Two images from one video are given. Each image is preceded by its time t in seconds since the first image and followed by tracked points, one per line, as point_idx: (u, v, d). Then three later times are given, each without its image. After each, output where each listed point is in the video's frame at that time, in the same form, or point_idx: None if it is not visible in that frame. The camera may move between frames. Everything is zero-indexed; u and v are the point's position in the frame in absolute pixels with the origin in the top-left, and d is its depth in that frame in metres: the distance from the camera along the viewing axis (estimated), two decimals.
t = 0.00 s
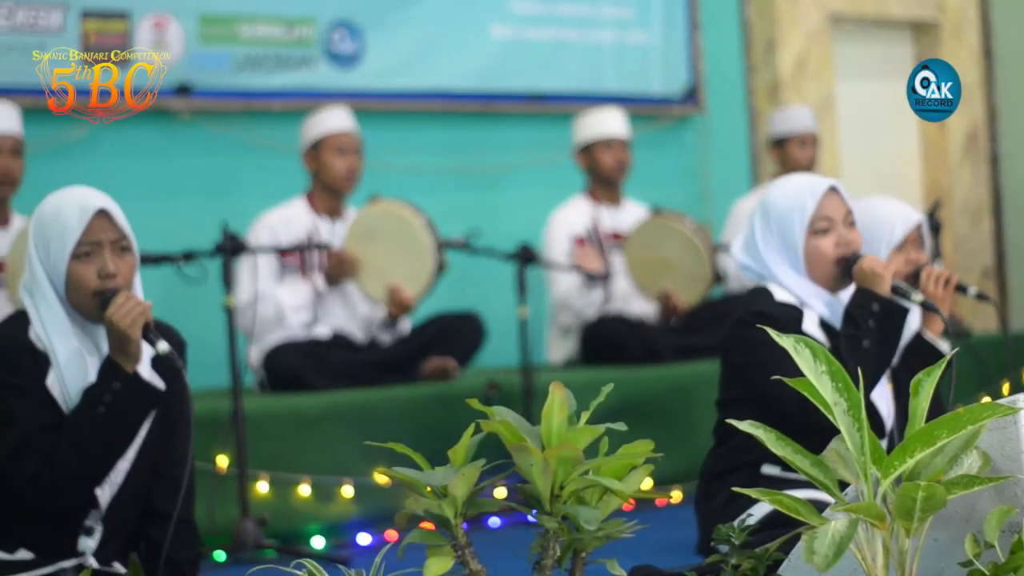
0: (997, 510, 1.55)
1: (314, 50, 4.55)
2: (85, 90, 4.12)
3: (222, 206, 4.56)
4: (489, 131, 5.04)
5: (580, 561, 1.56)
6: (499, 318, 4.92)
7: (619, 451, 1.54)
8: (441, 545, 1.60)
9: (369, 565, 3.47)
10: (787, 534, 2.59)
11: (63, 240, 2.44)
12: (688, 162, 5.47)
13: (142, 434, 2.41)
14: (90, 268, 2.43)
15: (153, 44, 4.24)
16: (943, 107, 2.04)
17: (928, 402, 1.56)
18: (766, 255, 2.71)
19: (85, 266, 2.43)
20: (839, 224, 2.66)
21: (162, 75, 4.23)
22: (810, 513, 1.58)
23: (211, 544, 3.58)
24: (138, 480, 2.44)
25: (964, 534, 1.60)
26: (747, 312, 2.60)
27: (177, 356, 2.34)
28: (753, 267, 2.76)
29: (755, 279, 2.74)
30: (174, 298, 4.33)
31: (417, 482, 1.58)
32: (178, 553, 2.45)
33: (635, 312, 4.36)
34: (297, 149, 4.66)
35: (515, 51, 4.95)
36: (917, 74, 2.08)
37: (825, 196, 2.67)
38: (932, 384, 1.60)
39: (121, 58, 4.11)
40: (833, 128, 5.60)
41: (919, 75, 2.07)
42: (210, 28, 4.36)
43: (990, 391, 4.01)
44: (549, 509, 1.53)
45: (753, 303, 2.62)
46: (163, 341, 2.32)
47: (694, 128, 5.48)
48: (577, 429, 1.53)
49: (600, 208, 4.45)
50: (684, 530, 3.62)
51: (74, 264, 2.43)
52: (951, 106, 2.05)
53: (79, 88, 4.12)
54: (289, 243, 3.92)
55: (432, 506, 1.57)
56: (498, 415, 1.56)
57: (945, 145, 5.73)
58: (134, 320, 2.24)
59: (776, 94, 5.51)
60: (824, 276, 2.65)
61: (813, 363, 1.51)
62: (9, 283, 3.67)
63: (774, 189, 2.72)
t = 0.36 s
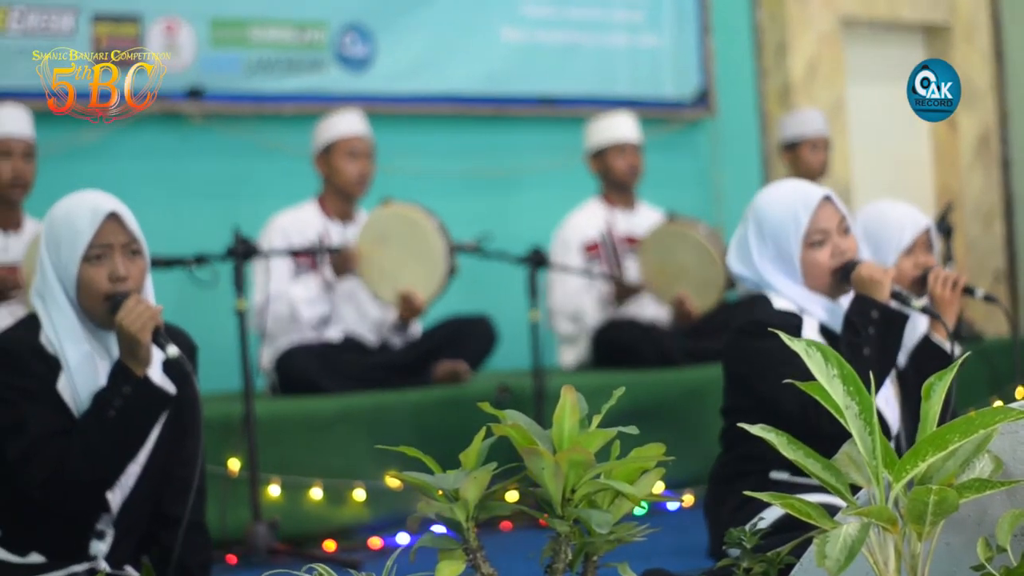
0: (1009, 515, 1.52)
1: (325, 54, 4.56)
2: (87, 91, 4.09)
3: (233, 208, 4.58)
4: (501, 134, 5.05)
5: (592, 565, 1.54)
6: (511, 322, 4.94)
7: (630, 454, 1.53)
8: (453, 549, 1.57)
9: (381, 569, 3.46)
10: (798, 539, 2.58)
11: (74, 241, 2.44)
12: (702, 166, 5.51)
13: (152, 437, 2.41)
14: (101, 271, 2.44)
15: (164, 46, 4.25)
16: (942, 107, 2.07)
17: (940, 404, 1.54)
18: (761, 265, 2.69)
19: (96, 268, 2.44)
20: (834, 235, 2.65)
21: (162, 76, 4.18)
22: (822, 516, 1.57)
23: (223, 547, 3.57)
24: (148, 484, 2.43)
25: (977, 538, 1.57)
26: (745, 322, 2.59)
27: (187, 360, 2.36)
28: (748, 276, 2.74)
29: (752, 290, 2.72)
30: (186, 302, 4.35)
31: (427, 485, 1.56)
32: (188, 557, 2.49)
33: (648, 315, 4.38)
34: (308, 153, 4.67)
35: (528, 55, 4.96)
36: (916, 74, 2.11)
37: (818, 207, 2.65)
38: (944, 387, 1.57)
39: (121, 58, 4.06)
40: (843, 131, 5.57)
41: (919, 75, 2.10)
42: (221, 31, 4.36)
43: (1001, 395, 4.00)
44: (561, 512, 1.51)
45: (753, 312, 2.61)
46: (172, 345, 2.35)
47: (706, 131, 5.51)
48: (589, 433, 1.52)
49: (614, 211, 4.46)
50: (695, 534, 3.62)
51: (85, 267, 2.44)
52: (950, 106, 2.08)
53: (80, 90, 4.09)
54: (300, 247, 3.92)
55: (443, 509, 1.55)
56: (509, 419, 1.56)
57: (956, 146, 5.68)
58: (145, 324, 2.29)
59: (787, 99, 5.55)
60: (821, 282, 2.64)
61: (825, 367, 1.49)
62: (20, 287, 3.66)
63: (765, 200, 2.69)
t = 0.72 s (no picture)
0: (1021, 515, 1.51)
1: (337, 53, 4.57)
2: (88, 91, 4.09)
3: (246, 208, 4.60)
4: (511, 133, 5.06)
5: (604, 564, 1.54)
6: (523, 322, 4.94)
7: (643, 453, 1.52)
8: (465, 549, 1.57)
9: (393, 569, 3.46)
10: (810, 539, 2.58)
11: (86, 241, 2.44)
12: (713, 166, 5.52)
13: (164, 438, 2.40)
14: (112, 271, 2.44)
15: (176, 46, 4.28)
16: (943, 107, 2.03)
17: (953, 404, 1.53)
18: (777, 262, 2.68)
19: (108, 268, 2.44)
20: (850, 236, 2.64)
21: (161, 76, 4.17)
22: (834, 516, 1.56)
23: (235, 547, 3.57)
24: (159, 482, 2.43)
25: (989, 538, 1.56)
26: (766, 319, 2.59)
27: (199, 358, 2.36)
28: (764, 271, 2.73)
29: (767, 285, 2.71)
30: (198, 302, 4.37)
31: (439, 484, 1.55)
32: (199, 556, 2.47)
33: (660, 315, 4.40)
34: (320, 153, 4.68)
35: (539, 55, 4.98)
36: (917, 74, 2.06)
37: (836, 207, 2.64)
38: (957, 386, 1.56)
39: (121, 58, 4.08)
40: (857, 130, 5.54)
41: (919, 75, 2.05)
42: (232, 31, 4.37)
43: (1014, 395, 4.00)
44: (572, 511, 1.51)
45: (769, 310, 2.60)
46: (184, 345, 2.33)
47: (718, 131, 5.53)
48: (601, 432, 1.51)
49: (625, 211, 4.46)
50: (707, 533, 3.62)
51: (97, 267, 2.44)
52: (951, 106, 2.04)
53: (80, 89, 4.09)
54: (312, 246, 3.93)
55: (455, 508, 1.55)
56: (522, 418, 1.54)
57: (968, 146, 5.61)
58: (156, 324, 2.29)
59: (800, 98, 5.55)
60: (837, 282, 2.64)
61: (837, 366, 1.49)
62: (33, 286, 3.67)
63: (785, 197, 2.67)
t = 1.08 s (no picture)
0: None
1: (348, 53, 4.59)
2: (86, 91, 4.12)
3: (258, 208, 4.62)
4: (522, 133, 5.07)
5: (616, 564, 1.54)
6: (534, 322, 4.95)
7: (654, 453, 1.51)
8: (477, 548, 1.56)
9: (405, 569, 3.46)
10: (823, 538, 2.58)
11: (99, 242, 2.44)
12: (725, 164, 5.52)
13: (176, 440, 2.39)
14: (126, 271, 2.43)
15: (188, 46, 4.31)
16: (943, 107, 1.98)
17: (964, 404, 1.51)
18: (806, 255, 2.69)
19: (121, 269, 2.44)
20: (880, 233, 2.64)
21: (162, 78, 4.22)
22: (846, 517, 1.54)
23: (247, 547, 3.56)
24: (171, 484, 2.42)
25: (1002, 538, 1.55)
26: (789, 314, 2.59)
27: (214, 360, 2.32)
28: (792, 264, 2.73)
29: (793, 278, 2.72)
30: (210, 303, 4.39)
31: (451, 484, 1.54)
32: (211, 556, 2.49)
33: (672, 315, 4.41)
34: (331, 153, 4.70)
35: (551, 55, 4.99)
36: (916, 74, 2.01)
37: (868, 204, 2.63)
38: (968, 385, 1.54)
39: (121, 58, 4.13)
40: (869, 130, 5.54)
41: (919, 74, 2.00)
42: (244, 31, 4.40)
43: None
44: (585, 512, 1.50)
45: (791, 305, 2.61)
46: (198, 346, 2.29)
47: (730, 131, 5.52)
48: (613, 432, 1.50)
49: (636, 211, 4.47)
50: (720, 533, 3.62)
51: (110, 267, 2.43)
52: (952, 106, 1.98)
53: (80, 90, 4.12)
54: (324, 245, 3.93)
55: (466, 509, 1.54)
56: (533, 417, 1.53)
57: (980, 146, 5.67)
58: (169, 325, 2.28)
59: (812, 98, 5.55)
60: (863, 282, 2.64)
61: (849, 367, 1.46)
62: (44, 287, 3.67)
63: (818, 191, 2.68)
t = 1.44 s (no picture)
0: None
1: (359, 54, 4.60)
2: (86, 91, 4.11)
3: (269, 208, 4.63)
4: (532, 133, 5.08)
5: (626, 564, 1.51)
6: (545, 322, 4.96)
7: (664, 453, 1.50)
8: (487, 548, 1.56)
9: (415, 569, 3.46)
10: (834, 538, 2.58)
11: (112, 243, 2.44)
12: (734, 164, 5.53)
13: (186, 441, 2.39)
14: (138, 272, 2.43)
15: (198, 46, 4.33)
16: (943, 108, 1.79)
17: (974, 404, 1.49)
18: (819, 254, 2.69)
19: (134, 270, 2.44)
20: (895, 234, 2.64)
21: (162, 77, 4.24)
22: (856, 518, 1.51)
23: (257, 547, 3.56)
24: (181, 482, 2.42)
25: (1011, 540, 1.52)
26: (800, 314, 2.59)
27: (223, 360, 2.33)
28: (807, 262, 2.74)
29: (806, 276, 2.72)
30: (221, 301, 4.42)
31: (461, 484, 1.52)
32: (222, 557, 2.46)
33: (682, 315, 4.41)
34: (341, 153, 4.70)
35: (561, 55, 5.00)
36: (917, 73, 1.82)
37: (884, 204, 2.64)
38: (978, 386, 1.52)
39: (121, 57, 4.13)
40: (879, 130, 5.53)
41: (919, 74, 1.81)
42: (255, 31, 4.42)
43: None
44: (595, 512, 1.48)
45: (803, 305, 2.61)
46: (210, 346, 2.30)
47: (740, 131, 5.53)
48: (623, 432, 1.49)
49: (646, 211, 4.47)
50: (729, 534, 3.62)
51: (123, 268, 2.43)
52: (952, 108, 1.80)
53: (80, 90, 4.11)
54: (335, 245, 3.93)
55: (477, 508, 1.53)
56: (543, 417, 1.52)
57: (990, 146, 5.60)
58: (181, 325, 2.28)
59: (821, 97, 5.56)
60: (875, 284, 2.65)
61: (858, 366, 1.43)
62: (55, 287, 3.68)
63: (834, 190, 2.69)
